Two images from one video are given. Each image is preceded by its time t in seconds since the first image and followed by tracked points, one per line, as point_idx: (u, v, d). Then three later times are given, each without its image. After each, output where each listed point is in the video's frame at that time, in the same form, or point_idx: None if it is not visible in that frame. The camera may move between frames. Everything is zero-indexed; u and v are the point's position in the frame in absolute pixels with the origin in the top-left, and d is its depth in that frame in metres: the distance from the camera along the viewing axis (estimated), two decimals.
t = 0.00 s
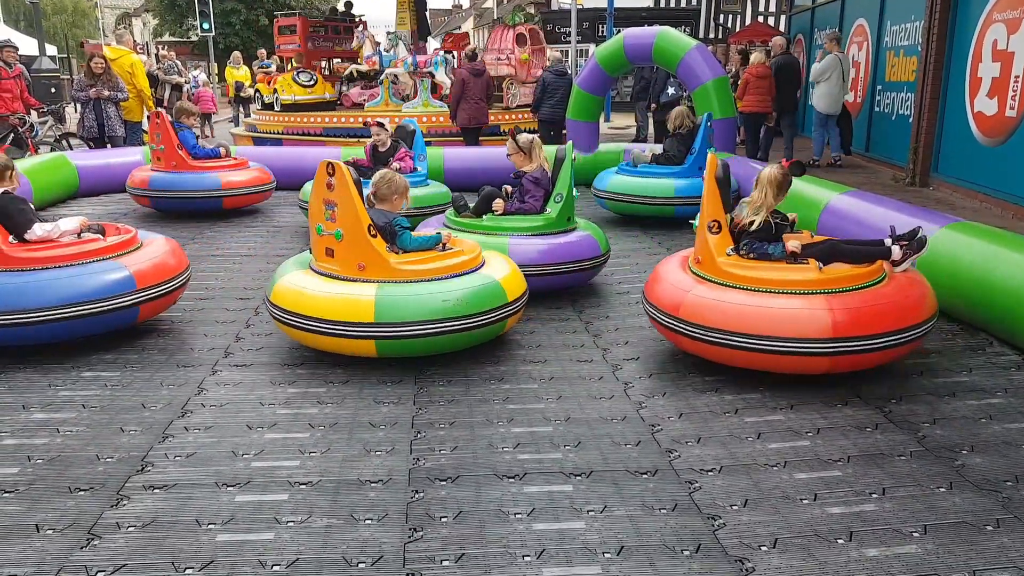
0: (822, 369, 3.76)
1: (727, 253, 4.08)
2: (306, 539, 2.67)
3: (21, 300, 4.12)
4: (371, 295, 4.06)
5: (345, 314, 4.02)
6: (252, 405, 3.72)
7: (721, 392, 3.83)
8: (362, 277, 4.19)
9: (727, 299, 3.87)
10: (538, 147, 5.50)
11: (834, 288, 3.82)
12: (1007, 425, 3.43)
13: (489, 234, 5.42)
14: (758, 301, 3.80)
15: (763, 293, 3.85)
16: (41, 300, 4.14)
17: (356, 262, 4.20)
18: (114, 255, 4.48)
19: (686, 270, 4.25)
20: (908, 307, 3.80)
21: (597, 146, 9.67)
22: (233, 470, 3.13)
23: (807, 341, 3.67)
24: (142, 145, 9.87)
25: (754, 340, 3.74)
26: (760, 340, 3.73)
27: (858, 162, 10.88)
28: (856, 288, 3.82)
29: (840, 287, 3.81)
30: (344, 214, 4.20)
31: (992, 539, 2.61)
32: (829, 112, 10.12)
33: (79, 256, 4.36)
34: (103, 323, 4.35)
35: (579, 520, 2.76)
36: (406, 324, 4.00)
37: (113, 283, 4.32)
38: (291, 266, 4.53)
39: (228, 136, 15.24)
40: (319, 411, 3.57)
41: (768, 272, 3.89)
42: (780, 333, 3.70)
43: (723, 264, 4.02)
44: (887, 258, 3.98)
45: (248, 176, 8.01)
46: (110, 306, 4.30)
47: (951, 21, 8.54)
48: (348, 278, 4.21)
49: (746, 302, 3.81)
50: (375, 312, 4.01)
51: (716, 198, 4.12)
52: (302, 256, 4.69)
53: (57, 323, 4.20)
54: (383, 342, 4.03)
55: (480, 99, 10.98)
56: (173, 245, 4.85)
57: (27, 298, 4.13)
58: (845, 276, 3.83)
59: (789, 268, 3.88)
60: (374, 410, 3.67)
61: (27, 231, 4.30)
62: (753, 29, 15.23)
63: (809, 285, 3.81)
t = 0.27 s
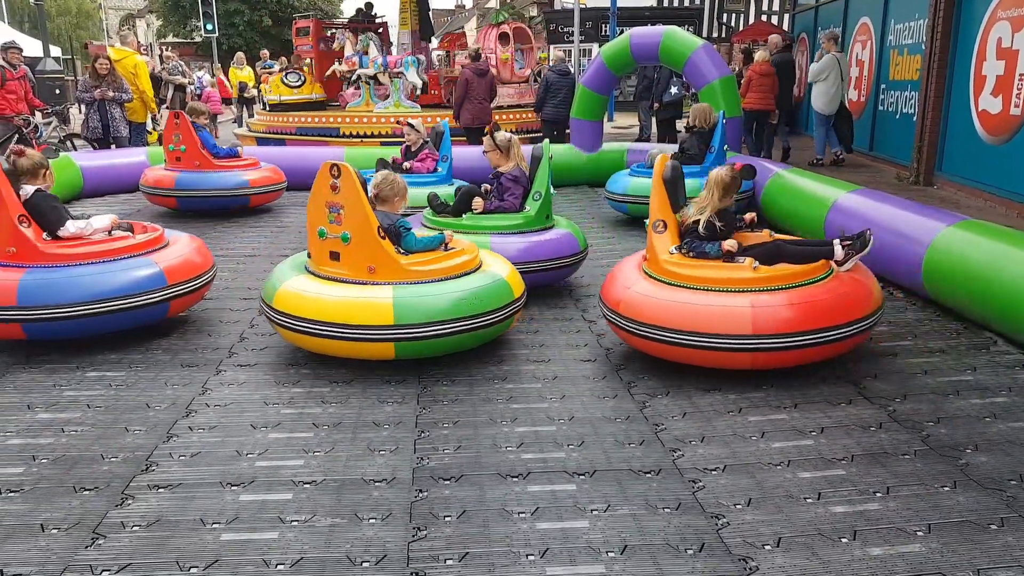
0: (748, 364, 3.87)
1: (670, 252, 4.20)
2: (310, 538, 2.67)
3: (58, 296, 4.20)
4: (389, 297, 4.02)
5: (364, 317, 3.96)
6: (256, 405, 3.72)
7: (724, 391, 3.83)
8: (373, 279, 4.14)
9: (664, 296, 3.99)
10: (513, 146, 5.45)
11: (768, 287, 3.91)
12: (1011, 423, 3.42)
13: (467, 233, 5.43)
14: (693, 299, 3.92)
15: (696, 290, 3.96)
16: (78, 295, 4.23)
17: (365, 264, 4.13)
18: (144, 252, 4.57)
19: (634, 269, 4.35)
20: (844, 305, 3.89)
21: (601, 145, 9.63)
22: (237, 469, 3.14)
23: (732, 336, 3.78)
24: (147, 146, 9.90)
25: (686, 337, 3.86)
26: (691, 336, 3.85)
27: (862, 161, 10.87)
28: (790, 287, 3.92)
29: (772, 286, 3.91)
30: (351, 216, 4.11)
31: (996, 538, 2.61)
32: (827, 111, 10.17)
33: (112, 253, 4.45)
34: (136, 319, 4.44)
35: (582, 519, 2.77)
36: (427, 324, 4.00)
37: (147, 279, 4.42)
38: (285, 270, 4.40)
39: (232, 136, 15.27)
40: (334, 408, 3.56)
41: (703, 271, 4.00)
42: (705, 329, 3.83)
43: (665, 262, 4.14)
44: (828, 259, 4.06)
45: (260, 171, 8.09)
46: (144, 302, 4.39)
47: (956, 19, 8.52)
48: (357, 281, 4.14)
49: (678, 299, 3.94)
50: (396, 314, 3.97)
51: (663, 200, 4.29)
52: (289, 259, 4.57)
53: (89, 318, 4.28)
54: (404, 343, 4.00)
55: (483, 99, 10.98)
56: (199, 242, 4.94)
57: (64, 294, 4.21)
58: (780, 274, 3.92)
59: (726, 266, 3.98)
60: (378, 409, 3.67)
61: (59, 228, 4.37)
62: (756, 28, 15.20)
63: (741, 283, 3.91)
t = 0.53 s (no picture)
0: (665, 352, 4.05)
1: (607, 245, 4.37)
2: (311, 535, 2.68)
3: (112, 284, 4.36)
4: (409, 297, 4.00)
5: (386, 318, 3.93)
6: (256, 402, 3.73)
7: (725, 389, 3.84)
8: (386, 280, 4.10)
9: (588, 285, 4.21)
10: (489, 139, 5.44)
11: (690, 279, 4.09)
12: (1011, 421, 3.42)
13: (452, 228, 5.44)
14: (615, 288, 4.11)
15: (623, 282, 4.15)
16: (131, 283, 4.39)
17: (378, 266, 4.09)
18: (185, 241, 4.73)
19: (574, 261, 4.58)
20: (761, 300, 4.04)
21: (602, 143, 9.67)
22: (238, 466, 3.14)
23: (648, 325, 3.97)
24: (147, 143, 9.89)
25: (606, 324, 4.05)
26: (605, 322, 4.05)
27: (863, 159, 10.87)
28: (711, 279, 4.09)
29: (693, 278, 4.09)
30: (361, 217, 4.05)
31: (994, 534, 2.62)
32: (827, 109, 10.20)
33: (157, 242, 4.60)
34: (183, 306, 4.62)
35: (583, 516, 2.77)
36: (446, 323, 4.03)
37: (193, 266, 4.59)
38: (281, 275, 4.26)
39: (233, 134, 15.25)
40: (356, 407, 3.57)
41: (631, 263, 4.18)
42: (625, 317, 4.01)
43: (600, 255, 4.33)
44: (754, 253, 4.21)
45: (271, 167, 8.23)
46: (191, 289, 4.56)
47: (958, 17, 8.51)
48: (370, 283, 4.09)
49: (604, 289, 4.13)
50: (418, 314, 3.97)
51: (604, 197, 4.53)
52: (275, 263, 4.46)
53: (139, 305, 4.44)
54: (425, 342, 4.01)
55: (484, 96, 10.99)
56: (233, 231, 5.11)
57: (117, 282, 4.37)
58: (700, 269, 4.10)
59: (651, 260, 4.16)
60: (379, 406, 3.68)
61: (106, 220, 4.52)
62: (759, 25, 15.17)
63: (663, 276, 4.09)
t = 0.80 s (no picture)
0: (601, 333, 4.24)
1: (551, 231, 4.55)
2: (308, 526, 2.68)
3: (181, 258, 4.67)
4: (435, 286, 4.04)
5: (423, 309, 3.95)
6: (254, 393, 3.73)
7: (723, 382, 3.84)
8: (406, 272, 4.10)
9: (532, 268, 4.41)
10: (476, 129, 5.56)
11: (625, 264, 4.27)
12: (1007, 415, 3.43)
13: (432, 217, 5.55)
14: (558, 272, 4.30)
15: (564, 265, 4.35)
16: (198, 258, 4.72)
17: (398, 258, 4.08)
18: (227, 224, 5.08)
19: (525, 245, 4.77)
20: (694, 284, 4.23)
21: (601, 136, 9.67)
22: (236, 457, 3.14)
23: (584, 306, 4.16)
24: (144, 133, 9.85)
25: (545, 305, 4.26)
26: (546, 304, 4.25)
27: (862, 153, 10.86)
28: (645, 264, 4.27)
29: (628, 264, 4.27)
30: (379, 210, 4.04)
31: (990, 528, 2.63)
32: (826, 102, 10.20)
33: (206, 224, 4.95)
34: (235, 283, 4.96)
35: (580, 508, 2.78)
36: (473, 308, 4.10)
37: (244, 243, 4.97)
38: (286, 276, 4.10)
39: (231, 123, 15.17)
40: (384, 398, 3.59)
41: (571, 248, 4.37)
42: (562, 299, 4.21)
43: (545, 240, 4.52)
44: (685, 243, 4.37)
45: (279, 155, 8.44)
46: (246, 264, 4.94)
47: (958, 11, 8.50)
48: (392, 276, 4.07)
49: (545, 272, 4.33)
50: (448, 302, 4.01)
51: (551, 186, 4.67)
52: (261, 264, 4.29)
53: (201, 280, 4.76)
54: (457, 329, 4.06)
55: (483, 88, 10.96)
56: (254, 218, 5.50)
57: (185, 256, 4.69)
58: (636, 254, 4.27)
59: (589, 245, 4.34)
60: (377, 398, 3.68)
61: (160, 203, 4.86)
62: (758, 19, 15.12)
63: (601, 260, 4.28)
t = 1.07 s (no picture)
0: (574, 321, 4.34)
1: (524, 221, 4.63)
2: (302, 519, 2.68)
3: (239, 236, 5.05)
4: (413, 276, 4.05)
5: (402, 299, 3.94)
6: (249, 385, 3.72)
7: (719, 377, 3.84)
8: (381, 265, 4.09)
9: (505, 257, 4.51)
10: (462, 121, 5.67)
11: (597, 254, 4.38)
12: (1001, 412, 3.44)
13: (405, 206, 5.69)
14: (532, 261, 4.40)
15: (537, 255, 4.45)
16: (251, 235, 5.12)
17: (373, 250, 4.08)
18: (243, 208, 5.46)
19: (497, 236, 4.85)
20: (665, 272, 4.33)
21: (599, 130, 9.67)
22: (230, 449, 3.13)
23: (556, 294, 4.27)
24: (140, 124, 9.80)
25: (519, 293, 4.36)
26: (518, 291, 4.36)
27: (858, 150, 10.87)
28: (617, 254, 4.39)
29: (600, 253, 4.38)
30: (353, 203, 4.05)
31: (984, 526, 2.63)
32: (823, 99, 10.16)
33: (232, 208, 5.30)
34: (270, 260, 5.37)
35: (575, 503, 2.78)
36: (449, 298, 4.12)
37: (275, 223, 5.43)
38: (257, 272, 3.99)
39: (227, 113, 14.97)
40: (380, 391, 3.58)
41: (543, 238, 4.49)
42: (535, 287, 4.31)
43: (518, 230, 4.62)
44: (656, 233, 4.49)
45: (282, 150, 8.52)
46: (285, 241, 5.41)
47: (956, 9, 8.49)
48: (368, 269, 4.06)
49: (518, 261, 4.43)
50: (426, 292, 4.03)
51: (523, 173, 4.76)
52: (224, 260, 4.17)
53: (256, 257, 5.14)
54: (435, 319, 4.07)
55: (481, 81, 10.92)
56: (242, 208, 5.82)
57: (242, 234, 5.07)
58: (609, 244, 4.40)
59: (563, 235, 4.45)
60: (372, 391, 3.67)
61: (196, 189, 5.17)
62: (756, 14, 15.09)
63: (573, 249, 4.39)
